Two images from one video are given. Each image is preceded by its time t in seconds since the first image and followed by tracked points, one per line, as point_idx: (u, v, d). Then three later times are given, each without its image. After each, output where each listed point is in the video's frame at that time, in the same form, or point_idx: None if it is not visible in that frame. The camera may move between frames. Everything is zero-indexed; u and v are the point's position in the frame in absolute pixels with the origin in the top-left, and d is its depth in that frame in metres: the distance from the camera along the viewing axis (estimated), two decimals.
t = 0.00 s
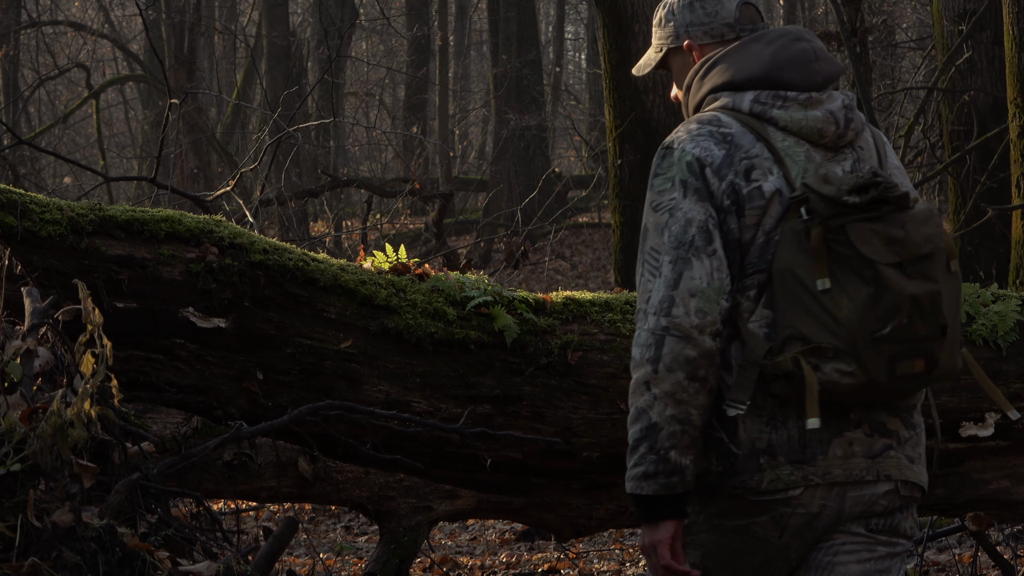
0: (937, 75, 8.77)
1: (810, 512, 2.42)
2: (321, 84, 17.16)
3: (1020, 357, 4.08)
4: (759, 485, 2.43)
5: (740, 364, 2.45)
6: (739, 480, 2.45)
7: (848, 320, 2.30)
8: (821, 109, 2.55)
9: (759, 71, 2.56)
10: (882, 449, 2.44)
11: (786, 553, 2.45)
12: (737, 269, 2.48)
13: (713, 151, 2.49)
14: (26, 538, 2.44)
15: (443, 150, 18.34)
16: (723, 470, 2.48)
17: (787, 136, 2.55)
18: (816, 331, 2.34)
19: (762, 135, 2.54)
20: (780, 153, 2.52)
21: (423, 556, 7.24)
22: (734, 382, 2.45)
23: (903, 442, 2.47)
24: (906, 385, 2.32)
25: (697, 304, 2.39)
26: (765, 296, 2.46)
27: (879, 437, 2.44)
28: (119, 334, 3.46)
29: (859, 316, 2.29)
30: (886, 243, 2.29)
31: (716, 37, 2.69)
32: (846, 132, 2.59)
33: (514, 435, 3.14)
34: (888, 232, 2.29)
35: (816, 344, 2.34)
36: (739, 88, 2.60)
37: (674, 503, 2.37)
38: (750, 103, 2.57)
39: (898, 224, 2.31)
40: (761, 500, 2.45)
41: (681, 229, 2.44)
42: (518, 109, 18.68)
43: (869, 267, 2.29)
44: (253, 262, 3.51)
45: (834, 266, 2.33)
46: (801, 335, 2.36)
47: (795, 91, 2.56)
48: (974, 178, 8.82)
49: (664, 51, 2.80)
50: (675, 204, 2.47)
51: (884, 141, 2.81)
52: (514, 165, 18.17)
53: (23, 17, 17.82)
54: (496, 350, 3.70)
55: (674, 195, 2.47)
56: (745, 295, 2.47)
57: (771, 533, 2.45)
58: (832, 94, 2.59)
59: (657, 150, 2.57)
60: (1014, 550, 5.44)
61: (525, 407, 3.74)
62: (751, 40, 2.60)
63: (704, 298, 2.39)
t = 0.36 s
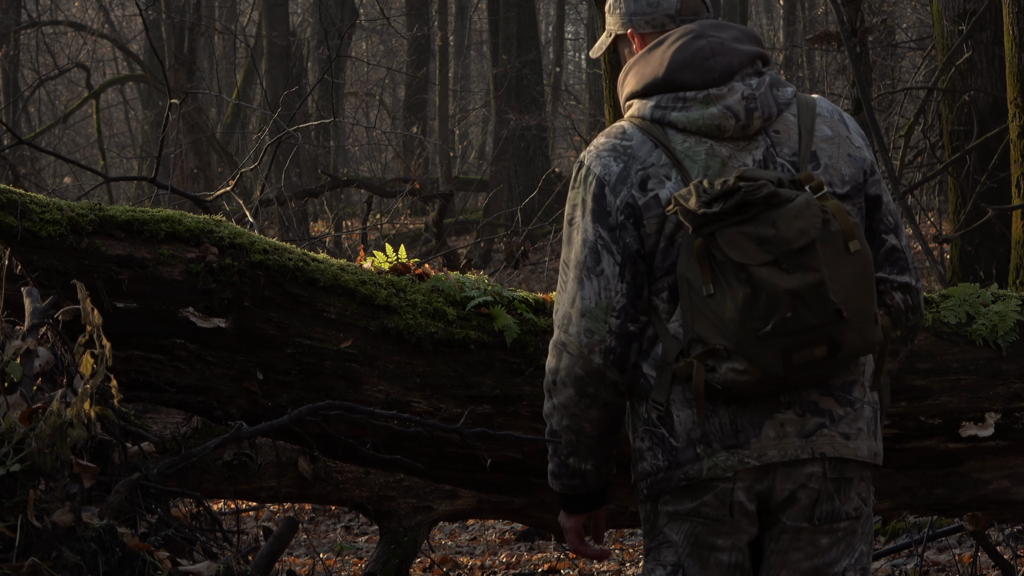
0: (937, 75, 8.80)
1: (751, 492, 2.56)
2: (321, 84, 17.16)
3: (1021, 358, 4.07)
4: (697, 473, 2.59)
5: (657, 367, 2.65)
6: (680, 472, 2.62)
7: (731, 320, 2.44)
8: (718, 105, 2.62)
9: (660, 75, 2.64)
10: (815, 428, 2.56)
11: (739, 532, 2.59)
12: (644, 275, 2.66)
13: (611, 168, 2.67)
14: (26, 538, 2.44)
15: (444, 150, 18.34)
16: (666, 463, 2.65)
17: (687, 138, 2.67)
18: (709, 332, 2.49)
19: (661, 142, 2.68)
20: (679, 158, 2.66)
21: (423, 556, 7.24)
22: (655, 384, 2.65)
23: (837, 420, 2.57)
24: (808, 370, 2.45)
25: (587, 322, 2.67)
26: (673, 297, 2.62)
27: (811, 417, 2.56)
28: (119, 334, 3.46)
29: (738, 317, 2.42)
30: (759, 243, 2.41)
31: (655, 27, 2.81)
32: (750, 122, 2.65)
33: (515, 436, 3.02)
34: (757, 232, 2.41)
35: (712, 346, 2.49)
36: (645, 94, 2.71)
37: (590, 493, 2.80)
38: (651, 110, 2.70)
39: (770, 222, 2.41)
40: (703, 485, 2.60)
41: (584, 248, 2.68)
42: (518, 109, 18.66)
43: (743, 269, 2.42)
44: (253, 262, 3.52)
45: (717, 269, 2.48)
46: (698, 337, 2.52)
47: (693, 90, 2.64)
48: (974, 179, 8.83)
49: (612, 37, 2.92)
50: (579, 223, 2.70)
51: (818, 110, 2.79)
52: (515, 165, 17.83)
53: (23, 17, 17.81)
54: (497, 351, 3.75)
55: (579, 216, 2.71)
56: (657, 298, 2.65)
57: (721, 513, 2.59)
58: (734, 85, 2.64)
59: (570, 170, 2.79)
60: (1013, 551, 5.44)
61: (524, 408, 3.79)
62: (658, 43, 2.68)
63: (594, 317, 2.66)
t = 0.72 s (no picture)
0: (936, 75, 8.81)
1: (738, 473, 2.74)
2: (321, 84, 17.15)
3: (1020, 358, 4.08)
4: (679, 455, 2.77)
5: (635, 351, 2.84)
6: (661, 454, 2.79)
7: (706, 305, 2.63)
8: (695, 93, 2.82)
9: (639, 62, 2.86)
10: (787, 415, 2.74)
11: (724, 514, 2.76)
12: (622, 260, 2.86)
13: (589, 155, 2.87)
14: (26, 538, 2.44)
15: (444, 150, 18.32)
16: (646, 446, 2.83)
17: (664, 125, 2.86)
18: (685, 317, 2.69)
19: (638, 128, 2.87)
20: (655, 144, 2.85)
21: (423, 555, 7.24)
22: (632, 368, 2.84)
23: (809, 408, 2.76)
24: (782, 355, 2.62)
25: (557, 308, 2.89)
26: (649, 281, 2.82)
27: (785, 404, 2.75)
28: (118, 333, 3.45)
29: (714, 301, 2.61)
30: (733, 229, 2.59)
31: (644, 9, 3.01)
32: (726, 110, 2.84)
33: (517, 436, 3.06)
34: (733, 219, 2.59)
35: (687, 330, 2.68)
36: (625, 81, 2.92)
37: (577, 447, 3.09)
38: (628, 97, 2.90)
39: (745, 209, 2.59)
40: (692, 467, 2.76)
41: (561, 233, 2.88)
42: (518, 109, 18.64)
43: (718, 255, 2.61)
44: (253, 262, 3.52)
45: (693, 255, 2.67)
46: (674, 321, 2.72)
47: (671, 79, 2.84)
48: (974, 179, 8.83)
49: (601, 20, 3.13)
50: (557, 209, 2.91)
51: (796, 100, 2.98)
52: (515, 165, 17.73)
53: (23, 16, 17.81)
54: (497, 351, 3.77)
55: (558, 200, 2.91)
56: (635, 283, 2.85)
57: (714, 493, 2.74)
58: (711, 74, 2.84)
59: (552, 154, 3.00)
60: (1014, 551, 5.43)
61: (524, 407, 3.80)
62: (642, 29, 2.90)
63: (564, 302, 2.88)
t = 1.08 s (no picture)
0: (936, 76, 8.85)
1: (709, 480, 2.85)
2: (321, 84, 17.15)
3: (1020, 358, 4.08)
4: (653, 454, 2.85)
5: (624, 345, 2.90)
6: (633, 450, 2.87)
7: (715, 322, 2.69)
8: (725, 109, 2.88)
9: (674, 66, 2.89)
10: (758, 433, 2.88)
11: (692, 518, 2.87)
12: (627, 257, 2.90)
13: (613, 149, 2.88)
14: (26, 538, 2.45)
15: (444, 150, 18.32)
16: (618, 440, 2.90)
17: (690, 132, 2.91)
18: (688, 328, 2.75)
19: (664, 130, 2.91)
20: (679, 150, 2.90)
21: (423, 555, 7.25)
22: (617, 361, 2.90)
23: (779, 429, 2.91)
24: (773, 383, 2.72)
25: (555, 290, 2.90)
26: (651, 282, 2.89)
27: (758, 422, 2.88)
28: (118, 333, 3.45)
29: (723, 320, 2.68)
30: (758, 256, 2.65)
31: (651, 19, 3.00)
32: (751, 131, 2.92)
33: (514, 435, 3.11)
34: (759, 246, 2.66)
35: (688, 340, 2.75)
36: (656, 80, 2.95)
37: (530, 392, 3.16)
38: (659, 98, 2.93)
39: (774, 239, 2.66)
40: (667, 468, 2.86)
41: (572, 218, 2.88)
42: (518, 109, 18.63)
43: (738, 277, 2.67)
44: (253, 262, 3.52)
45: (712, 270, 2.73)
46: (674, 328, 2.78)
47: (704, 90, 2.89)
48: (974, 179, 8.84)
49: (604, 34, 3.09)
50: (572, 193, 2.90)
51: (811, 131, 3.11)
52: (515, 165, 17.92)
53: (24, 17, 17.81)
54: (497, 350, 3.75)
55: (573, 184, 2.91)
56: (635, 281, 2.91)
57: (687, 492, 2.86)
58: (743, 94, 2.91)
59: (572, 134, 2.99)
60: (1014, 551, 5.43)
61: (524, 407, 3.80)
62: (676, 35, 2.91)
63: (564, 287, 2.89)
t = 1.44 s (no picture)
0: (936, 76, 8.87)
1: (686, 480, 2.94)
2: (321, 84, 17.13)
3: (1021, 357, 4.08)
4: (634, 449, 2.91)
5: (610, 338, 2.96)
6: (614, 444, 2.93)
7: (703, 313, 2.77)
8: (709, 107, 2.95)
9: (660, 65, 2.95)
10: (743, 426, 2.98)
11: (659, 516, 2.95)
12: (612, 252, 2.96)
13: (599, 147, 2.94)
14: (26, 538, 2.45)
15: (444, 150, 18.31)
16: (598, 432, 2.95)
17: (675, 130, 2.98)
18: (674, 320, 2.83)
19: (650, 128, 2.97)
20: (665, 147, 2.96)
21: (423, 555, 7.25)
22: (604, 354, 2.96)
23: (761, 423, 3.02)
24: (758, 374, 2.81)
25: (527, 282, 2.96)
26: (634, 276, 2.94)
27: (741, 415, 2.98)
28: (119, 334, 3.45)
29: (711, 311, 2.76)
30: (746, 249, 2.74)
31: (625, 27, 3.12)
32: (735, 129, 3.01)
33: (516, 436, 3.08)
34: (747, 239, 2.74)
35: (675, 331, 2.82)
36: (640, 80, 3.02)
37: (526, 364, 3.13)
38: (644, 97, 3.00)
39: (761, 232, 2.75)
40: (642, 464, 2.93)
41: (555, 214, 2.92)
42: (518, 110, 18.62)
43: (726, 268, 2.75)
44: (253, 262, 3.52)
45: (700, 263, 2.80)
46: (661, 320, 2.85)
47: (688, 88, 2.95)
48: (974, 179, 8.83)
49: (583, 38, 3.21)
50: (554, 188, 2.94)
51: (790, 131, 3.23)
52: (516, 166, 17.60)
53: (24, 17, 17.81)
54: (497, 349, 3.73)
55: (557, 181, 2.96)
56: (619, 274, 2.96)
57: (651, 498, 2.93)
58: (727, 92, 2.98)
59: (556, 132, 3.04)
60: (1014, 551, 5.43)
61: (524, 407, 3.80)
62: (661, 36, 2.99)
63: (536, 279, 2.95)
